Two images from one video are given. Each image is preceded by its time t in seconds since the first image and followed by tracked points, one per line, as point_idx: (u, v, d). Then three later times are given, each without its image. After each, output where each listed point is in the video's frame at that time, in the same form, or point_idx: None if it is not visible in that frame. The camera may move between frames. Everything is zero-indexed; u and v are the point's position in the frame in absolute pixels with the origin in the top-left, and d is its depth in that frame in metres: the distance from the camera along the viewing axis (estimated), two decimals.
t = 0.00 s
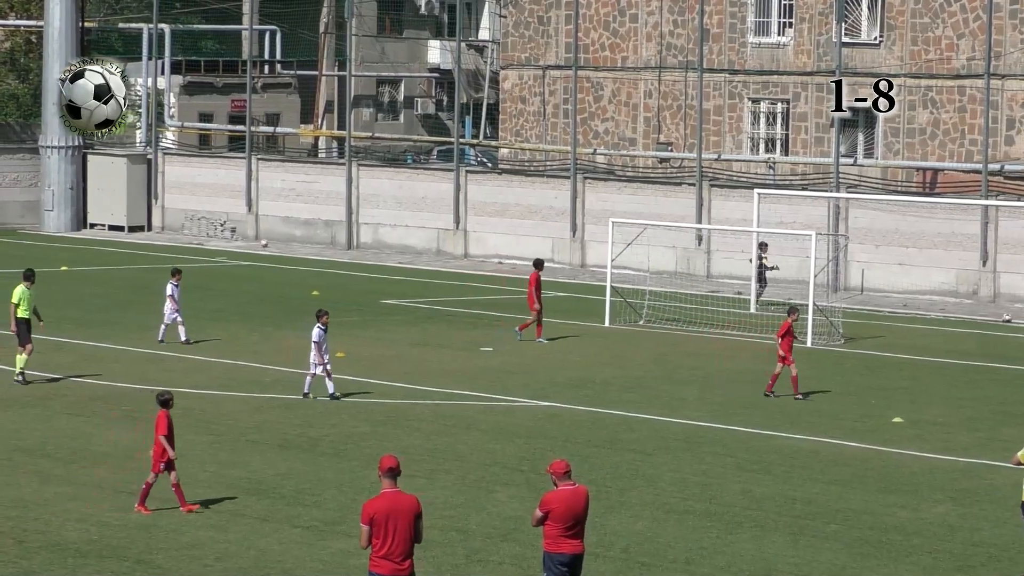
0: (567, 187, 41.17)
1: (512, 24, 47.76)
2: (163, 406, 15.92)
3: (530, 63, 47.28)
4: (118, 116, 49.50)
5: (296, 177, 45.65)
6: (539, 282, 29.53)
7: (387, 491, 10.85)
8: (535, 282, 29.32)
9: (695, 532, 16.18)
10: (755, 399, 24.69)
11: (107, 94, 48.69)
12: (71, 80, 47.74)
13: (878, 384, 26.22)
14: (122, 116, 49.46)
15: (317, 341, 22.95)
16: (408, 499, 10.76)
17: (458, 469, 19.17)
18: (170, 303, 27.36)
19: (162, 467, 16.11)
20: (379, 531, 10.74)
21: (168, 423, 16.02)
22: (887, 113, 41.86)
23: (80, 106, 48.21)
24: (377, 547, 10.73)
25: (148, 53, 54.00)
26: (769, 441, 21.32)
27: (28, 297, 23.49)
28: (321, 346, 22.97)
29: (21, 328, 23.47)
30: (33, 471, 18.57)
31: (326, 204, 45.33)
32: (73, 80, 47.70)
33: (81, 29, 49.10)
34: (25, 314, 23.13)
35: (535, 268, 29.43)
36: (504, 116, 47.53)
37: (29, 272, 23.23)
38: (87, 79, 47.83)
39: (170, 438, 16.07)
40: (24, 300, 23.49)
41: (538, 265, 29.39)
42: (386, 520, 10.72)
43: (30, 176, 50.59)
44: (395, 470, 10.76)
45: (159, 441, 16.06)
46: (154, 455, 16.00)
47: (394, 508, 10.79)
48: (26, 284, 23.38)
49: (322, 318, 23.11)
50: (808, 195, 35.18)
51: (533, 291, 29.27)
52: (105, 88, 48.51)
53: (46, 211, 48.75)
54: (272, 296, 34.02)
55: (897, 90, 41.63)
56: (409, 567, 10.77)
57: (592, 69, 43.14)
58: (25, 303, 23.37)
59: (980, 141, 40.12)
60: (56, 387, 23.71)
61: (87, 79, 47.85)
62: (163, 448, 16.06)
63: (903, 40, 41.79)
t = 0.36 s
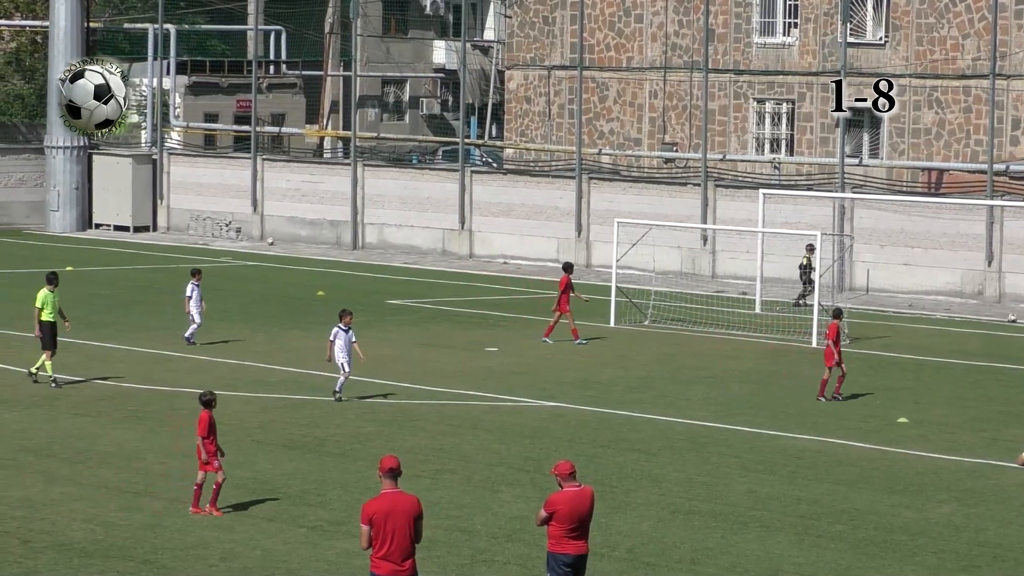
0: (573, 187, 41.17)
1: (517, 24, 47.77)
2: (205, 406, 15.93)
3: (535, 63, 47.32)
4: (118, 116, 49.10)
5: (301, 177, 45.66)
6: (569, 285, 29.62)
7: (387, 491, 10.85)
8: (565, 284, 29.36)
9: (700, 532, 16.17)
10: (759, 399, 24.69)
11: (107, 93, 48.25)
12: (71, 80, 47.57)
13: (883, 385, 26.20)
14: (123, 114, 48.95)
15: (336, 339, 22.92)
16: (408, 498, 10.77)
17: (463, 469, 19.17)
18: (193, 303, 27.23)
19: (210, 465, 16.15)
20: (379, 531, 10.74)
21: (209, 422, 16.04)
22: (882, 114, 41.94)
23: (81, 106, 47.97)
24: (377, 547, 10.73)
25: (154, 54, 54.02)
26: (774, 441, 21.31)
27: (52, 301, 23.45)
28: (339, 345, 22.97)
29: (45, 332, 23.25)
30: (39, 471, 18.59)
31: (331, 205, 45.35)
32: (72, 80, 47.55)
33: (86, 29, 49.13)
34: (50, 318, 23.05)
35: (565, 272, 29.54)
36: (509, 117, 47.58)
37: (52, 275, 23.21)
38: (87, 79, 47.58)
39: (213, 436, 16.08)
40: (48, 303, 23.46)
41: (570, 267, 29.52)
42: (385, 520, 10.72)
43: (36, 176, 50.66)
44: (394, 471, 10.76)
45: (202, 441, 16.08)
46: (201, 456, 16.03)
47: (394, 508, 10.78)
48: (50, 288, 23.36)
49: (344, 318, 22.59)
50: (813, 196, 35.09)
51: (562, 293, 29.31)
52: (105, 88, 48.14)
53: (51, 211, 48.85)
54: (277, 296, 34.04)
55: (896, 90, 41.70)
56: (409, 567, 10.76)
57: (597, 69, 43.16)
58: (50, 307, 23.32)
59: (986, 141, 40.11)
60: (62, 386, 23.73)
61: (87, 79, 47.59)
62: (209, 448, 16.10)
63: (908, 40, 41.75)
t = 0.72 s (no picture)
0: (577, 187, 41.16)
1: (522, 24, 47.76)
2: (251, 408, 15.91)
3: (540, 63, 47.29)
4: (118, 115, 49.50)
5: (306, 177, 45.66)
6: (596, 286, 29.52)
7: (390, 492, 10.83)
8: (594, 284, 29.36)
9: (705, 532, 16.14)
10: (764, 400, 24.66)
11: (107, 93, 48.69)
12: (71, 81, 47.58)
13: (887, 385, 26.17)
14: (122, 115, 49.46)
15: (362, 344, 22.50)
16: (411, 498, 10.74)
17: (468, 469, 19.16)
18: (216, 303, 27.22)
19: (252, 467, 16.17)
20: (382, 532, 10.72)
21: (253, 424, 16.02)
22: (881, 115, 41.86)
23: (81, 106, 48.11)
24: (381, 548, 10.72)
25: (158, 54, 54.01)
26: (779, 441, 21.29)
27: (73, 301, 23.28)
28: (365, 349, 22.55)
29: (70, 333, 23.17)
30: (44, 472, 18.59)
31: (336, 205, 45.35)
32: (73, 80, 47.55)
33: (91, 29, 49.19)
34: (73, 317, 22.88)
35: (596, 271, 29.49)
36: (514, 117, 47.58)
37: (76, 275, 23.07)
38: (87, 79, 47.75)
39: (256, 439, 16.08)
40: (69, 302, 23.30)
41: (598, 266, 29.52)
42: (388, 521, 10.72)
43: (41, 176, 50.68)
44: (397, 472, 10.73)
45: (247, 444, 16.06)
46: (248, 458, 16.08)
47: (397, 508, 10.76)
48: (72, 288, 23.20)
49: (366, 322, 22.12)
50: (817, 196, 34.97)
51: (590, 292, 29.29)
52: (105, 88, 48.54)
53: (56, 211, 48.86)
54: (281, 296, 34.04)
55: (897, 90, 41.64)
56: (413, 568, 10.74)
57: (602, 69, 43.15)
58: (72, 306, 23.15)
59: (991, 141, 40.01)
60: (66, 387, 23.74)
61: (87, 79, 47.77)
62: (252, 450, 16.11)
63: (912, 41, 41.73)
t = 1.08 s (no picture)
0: (581, 187, 41.14)
1: (525, 24, 47.78)
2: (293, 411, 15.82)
3: (543, 63, 47.30)
4: (118, 116, 49.66)
5: (310, 177, 45.67)
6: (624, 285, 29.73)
7: (399, 492, 10.82)
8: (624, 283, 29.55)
9: (709, 532, 16.14)
10: (768, 400, 24.65)
11: (107, 94, 48.88)
12: (71, 80, 47.82)
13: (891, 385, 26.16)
14: (122, 115, 49.67)
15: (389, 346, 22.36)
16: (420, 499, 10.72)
17: (471, 469, 19.15)
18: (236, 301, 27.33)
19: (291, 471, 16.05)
20: (389, 532, 10.71)
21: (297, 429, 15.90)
22: (882, 114, 42.06)
23: (81, 105, 48.40)
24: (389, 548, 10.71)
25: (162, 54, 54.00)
26: (783, 441, 21.28)
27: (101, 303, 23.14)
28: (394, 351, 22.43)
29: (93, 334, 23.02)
30: (49, 472, 18.59)
31: (339, 205, 45.34)
32: (72, 80, 47.81)
33: (95, 28, 49.24)
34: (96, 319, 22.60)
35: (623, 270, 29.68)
36: (517, 117, 47.58)
37: (102, 277, 22.87)
38: (87, 79, 48.00)
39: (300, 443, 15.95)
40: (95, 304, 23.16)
41: (628, 267, 29.48)
42: (395, 521, 10.71)
43: (45, 176, 50.70)
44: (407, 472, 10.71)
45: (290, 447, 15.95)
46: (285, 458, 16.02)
47: (405, 509, 10.74)
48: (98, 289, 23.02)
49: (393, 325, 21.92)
50: (820, 196, 34.87)
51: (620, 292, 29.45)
52: (105, 88, 48.62)
53: (61, 211, 48.88)
54: (284, 296, 34.06)
55: (898, 90, 41.67)
56: (421, 567, 10.72)
57: (605, 69, 43.17)
58: (98, 308, 22.96)
59: (994, 141, 39.98)
60: (71, 387, 23.76)
61: (87, 78, 48.02)
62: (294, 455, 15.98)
63: (916, 40, 41.67)
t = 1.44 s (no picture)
0: (583, 187, 41.12)
1: (527, 24, 47.75)
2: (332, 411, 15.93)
3: (546, 63, 47.30)
4: (118, 116, 49.31)
5: (312, 177, 45.67)
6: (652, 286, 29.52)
7: (417, 491, 10.83)
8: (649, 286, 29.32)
9: (711, 532, 16.13)
10: (769, 400, 24.63)
11: (107, 94, 48.47)
12: (71, 80, 47.73)
13: (893, 385, 26.13)
14: (122, 115, 49.35)
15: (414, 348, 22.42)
16: (438, 497, 10.72)
17: (473, 469, 19.14)
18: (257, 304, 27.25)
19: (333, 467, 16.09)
20: (406, 529, 10.72)
21: (337, 426, 15.99)
22: (882, 114, 41.96)
23: (81, 105, 48.10)
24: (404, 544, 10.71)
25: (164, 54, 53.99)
26: (784, 441, 21.26)
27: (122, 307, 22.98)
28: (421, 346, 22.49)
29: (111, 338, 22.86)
30: (51, 472, 18.58)
31: (342, 205, 45.33)
32: (73, 80, 47.56)
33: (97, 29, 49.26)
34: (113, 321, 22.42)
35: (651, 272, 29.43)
36: (519, 117, 47.59)
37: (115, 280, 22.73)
38: (87, 79, 47.67)
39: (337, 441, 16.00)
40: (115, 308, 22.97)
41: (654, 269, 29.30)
42: (413, 518, 10.72)
43: (47, 176, 50.76)
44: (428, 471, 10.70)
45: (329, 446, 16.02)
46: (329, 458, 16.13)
47: (421, 507, 10.74)
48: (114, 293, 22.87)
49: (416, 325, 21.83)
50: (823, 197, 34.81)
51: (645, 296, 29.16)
52: (106, 88, 48.30)
53: (63, 212, 48.96)
54: (286, 296, 34.05)
55: (899, 90, 41.69)
56: (436, 565, 10.72)
57: (607, 69, 43.13)
58: (116, 311, 22.76)
59: (997, 141, 39.99)
60: (73, 387, 23.76)
61: (87, 78, 47.69)
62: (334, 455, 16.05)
63: (919, 40, 41.65)
